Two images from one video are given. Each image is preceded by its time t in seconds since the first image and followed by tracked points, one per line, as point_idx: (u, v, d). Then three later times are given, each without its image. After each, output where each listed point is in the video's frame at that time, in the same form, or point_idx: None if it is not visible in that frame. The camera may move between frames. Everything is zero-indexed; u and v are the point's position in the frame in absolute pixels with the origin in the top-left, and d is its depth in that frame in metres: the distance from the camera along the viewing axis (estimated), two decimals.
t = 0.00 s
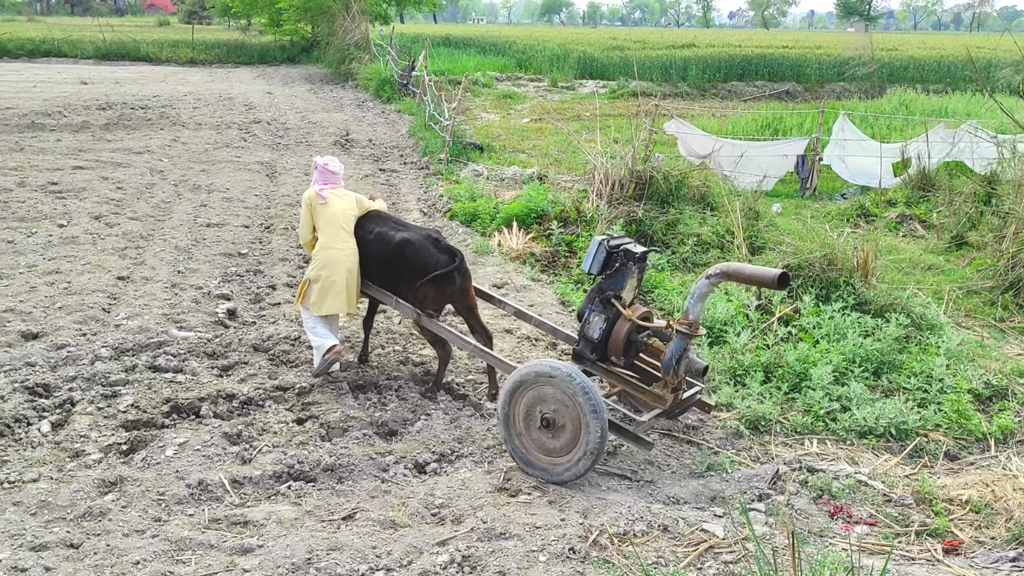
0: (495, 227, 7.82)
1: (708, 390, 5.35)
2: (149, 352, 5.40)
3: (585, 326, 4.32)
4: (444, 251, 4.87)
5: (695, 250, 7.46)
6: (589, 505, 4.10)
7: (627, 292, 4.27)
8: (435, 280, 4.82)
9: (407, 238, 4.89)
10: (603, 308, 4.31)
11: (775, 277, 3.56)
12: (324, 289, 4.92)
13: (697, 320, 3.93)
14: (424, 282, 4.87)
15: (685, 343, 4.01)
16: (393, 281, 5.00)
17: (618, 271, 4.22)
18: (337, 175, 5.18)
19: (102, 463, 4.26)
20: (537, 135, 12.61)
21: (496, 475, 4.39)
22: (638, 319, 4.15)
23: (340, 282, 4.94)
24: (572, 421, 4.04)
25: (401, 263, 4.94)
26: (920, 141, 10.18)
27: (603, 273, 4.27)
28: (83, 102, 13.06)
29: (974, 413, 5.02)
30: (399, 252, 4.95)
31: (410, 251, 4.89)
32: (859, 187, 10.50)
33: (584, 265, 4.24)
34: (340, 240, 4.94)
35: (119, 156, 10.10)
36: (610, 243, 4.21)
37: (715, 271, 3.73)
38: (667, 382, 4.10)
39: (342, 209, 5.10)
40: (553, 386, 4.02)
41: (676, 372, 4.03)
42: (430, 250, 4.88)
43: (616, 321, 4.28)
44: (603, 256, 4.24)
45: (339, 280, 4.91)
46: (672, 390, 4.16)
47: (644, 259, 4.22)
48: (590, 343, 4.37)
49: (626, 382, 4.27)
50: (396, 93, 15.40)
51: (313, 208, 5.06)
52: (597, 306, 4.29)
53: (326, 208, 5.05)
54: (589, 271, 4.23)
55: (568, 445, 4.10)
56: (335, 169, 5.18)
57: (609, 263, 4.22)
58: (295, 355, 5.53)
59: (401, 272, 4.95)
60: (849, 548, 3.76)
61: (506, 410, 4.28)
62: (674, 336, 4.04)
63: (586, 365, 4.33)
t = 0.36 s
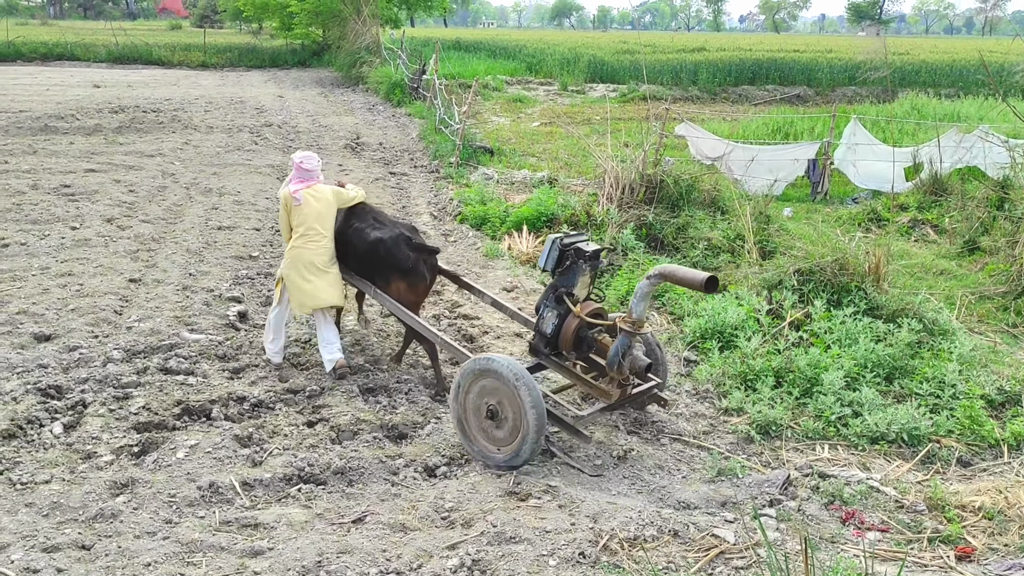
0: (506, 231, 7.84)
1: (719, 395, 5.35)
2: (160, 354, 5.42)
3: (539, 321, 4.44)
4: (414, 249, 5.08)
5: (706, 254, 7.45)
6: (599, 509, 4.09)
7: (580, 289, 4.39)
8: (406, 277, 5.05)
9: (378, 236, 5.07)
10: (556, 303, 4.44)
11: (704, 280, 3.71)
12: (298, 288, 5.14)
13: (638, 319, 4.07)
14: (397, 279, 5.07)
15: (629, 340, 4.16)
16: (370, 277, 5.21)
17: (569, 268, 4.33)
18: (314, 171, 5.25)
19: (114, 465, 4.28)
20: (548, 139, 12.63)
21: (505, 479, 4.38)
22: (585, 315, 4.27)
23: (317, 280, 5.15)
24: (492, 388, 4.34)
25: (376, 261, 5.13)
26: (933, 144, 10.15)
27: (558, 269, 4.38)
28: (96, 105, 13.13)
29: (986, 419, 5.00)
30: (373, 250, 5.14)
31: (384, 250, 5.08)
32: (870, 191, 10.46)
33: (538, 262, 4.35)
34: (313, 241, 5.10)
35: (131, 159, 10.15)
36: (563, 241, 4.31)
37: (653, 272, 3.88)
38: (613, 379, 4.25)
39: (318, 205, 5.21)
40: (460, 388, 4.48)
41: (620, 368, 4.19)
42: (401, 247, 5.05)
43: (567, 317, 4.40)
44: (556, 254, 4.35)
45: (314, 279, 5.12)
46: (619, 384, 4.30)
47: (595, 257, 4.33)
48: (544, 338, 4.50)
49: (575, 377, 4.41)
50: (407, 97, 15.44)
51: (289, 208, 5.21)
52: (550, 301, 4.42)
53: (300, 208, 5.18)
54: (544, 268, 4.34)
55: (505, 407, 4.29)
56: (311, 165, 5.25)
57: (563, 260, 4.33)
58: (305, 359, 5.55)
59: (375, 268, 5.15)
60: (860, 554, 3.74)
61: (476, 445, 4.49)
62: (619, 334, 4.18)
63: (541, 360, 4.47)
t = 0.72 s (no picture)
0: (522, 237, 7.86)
1: (735, 403, 5.34)
2: (178, 358, 5.46)
3: (506, 305, 4.79)
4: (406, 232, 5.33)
5: (722, 261, 7.44)
6: (615, 516, 4.08)
7: (544, 275, 4.68)
8: (394, 258, 5.34)
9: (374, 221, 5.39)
10: (523, 290, 4.75)
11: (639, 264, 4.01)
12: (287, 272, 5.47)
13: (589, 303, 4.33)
14: (388, 261, 5.38)
15: (582, 324, 4.40)
16: (368, 260, 5.55)
17: (532, 256, 4.63)
18: (315, 164, 5.59)
19: (132, 468, 4.31)
20: (564, 145, 12.64)
21: (521, 485, 4.37)
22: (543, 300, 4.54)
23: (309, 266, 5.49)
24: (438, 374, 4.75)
25: (372, 245, 5.45)
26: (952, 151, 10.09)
27: (524, 256, 4.68)
28: (116, 110, 13.27)
29: (1007, 428, 4.94)
30: (370, 234, 5.48)
31: (379, 234, 5.40)
32: (889, 198, 10.40)
33: (507, 248, 4.67)
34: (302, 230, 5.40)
35: (150, 163, 10.24)
36: (528, 229, 4.60)
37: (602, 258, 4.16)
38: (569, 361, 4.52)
39: (315, 196, 5.50)
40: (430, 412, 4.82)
41: (573, 350, 4.42)
42: (394, 229, 5.34)
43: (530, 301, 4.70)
44: (523, 241, 4.65)
45: (301, 267, 5.41)
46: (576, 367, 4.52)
47: (558, 244, 4.60)
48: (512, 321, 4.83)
49: (536, 358, 4.71)
50: (424, 103, 15.49)
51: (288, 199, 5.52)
52: (516, 287, 4.73)
53: (296, 199, 5.47)
54: (511, 254, 4.66)
55: (447, 370, 4.67)
56: (314, 159, 5.60)
57: (528, 247, 4.63)
58: (321, 364, 5.57)
59: (369, 251, 5.48)
60: (879, 564, 3.71)
61: (467, 428, 4.57)
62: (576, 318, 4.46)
63: (506, 342, 4.81)
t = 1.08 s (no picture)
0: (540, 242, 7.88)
1: (753, 410, 5.31)
2: (198, 362, 5.51)
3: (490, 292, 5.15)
4: (411, 224, 5.73)
5: (741, 268, 7.42)
6: (631, 523, 4.07)
7: (524, 266, 5.03)
8: (396, 248, 5.76)
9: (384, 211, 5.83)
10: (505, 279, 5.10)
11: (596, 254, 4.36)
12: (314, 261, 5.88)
13: (559, 292, 4.66)
14: (391, 251, 5.80)
15: (552, 311, 4.72)
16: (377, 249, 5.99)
17: (513, 247, 4.99)
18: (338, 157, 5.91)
19: (152, 471, 4.35)
20: (583, 151, 12.64)
21: (538, 490, 4.37)
22: (519, 288, 4.88)
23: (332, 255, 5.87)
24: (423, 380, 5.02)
25: (381, 234, 5.89)
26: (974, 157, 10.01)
27: (508, 247, 5.05)
28: (140, 116, 13.43)
29: None
30: (381, 226, 5.91)
31: (387, 226, 5.83)
32: (910, 204, 10.32)
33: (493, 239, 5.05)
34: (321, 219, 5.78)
35: (173, 169, 10.35)
36: (511, 222, 4.97)
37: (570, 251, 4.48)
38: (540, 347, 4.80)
39: (337, 188, 5.85)
40: (425, 407, 4.94)
41: (544, 337, 4.72)
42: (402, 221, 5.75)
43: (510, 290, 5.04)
44: (508, 233, 5.01)
45: (320, 253, 5.81)
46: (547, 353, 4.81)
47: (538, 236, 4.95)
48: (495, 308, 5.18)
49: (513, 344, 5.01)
50: (443, 109, 15.55)
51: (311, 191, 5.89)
52: (498, 276, 5.09)
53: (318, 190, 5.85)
54: (497, 245, 5.04)
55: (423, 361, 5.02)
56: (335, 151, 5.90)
57: (510, 238, 5.00)
58: (340, 367, 5.61)
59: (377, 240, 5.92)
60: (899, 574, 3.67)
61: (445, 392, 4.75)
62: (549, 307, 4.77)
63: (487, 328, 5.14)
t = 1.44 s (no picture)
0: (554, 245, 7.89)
1: (768, 414, 5.28)
2: (214, 363, 5.55)
3: (480, 276, 5.41)
4: (414, 215, 6.02)
5: (757, 271, 7.41)
6: (645, 526, 4.05)
7: (513, 252, 5.25)
8: (403, 238, 6.03)
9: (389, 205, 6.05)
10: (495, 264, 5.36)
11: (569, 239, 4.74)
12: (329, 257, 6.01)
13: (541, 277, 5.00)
14: (398, 241, 6.06)
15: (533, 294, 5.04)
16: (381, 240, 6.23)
17: (503, 233, 5.23)
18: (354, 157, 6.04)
19: (168, 471, 4.39)
20: (597, 154, 12.63)
21: (551, 493, 4.36)
22: (503, 273, 5.12)
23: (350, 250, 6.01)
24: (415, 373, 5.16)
25: (385, 226, 6.13)
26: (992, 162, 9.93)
27: (499, 234, 5.30)
28: (158, 119, 13.55)
29: None
30: (384, 219, 6.14)
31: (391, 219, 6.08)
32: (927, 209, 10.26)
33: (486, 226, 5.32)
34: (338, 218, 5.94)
35: (190, 172, 10.44)
36: (501, 210, 5.21)
37: (549, 237, 4.87)
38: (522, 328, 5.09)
39: (352, 187, 6.01)
40: (411, 382, 5.15)
41: (523, 318, 5.04)
42: (405, 213, 6.04)
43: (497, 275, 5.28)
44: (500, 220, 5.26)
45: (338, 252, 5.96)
46: (526, 336, 5.09)
47: (527, 225, 5.13)
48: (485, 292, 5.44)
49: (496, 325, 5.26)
50: (458, 112, 15.60)
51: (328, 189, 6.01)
52: (489, 261, 5.35)
53: (334, 189, 5.97)
54: (490, 231, 5.31)
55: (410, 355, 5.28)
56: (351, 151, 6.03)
57: (501, 225, 5.25)
58: (354, 369, 5.63)
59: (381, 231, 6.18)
60: None
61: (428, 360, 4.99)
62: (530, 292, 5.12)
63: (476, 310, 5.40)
